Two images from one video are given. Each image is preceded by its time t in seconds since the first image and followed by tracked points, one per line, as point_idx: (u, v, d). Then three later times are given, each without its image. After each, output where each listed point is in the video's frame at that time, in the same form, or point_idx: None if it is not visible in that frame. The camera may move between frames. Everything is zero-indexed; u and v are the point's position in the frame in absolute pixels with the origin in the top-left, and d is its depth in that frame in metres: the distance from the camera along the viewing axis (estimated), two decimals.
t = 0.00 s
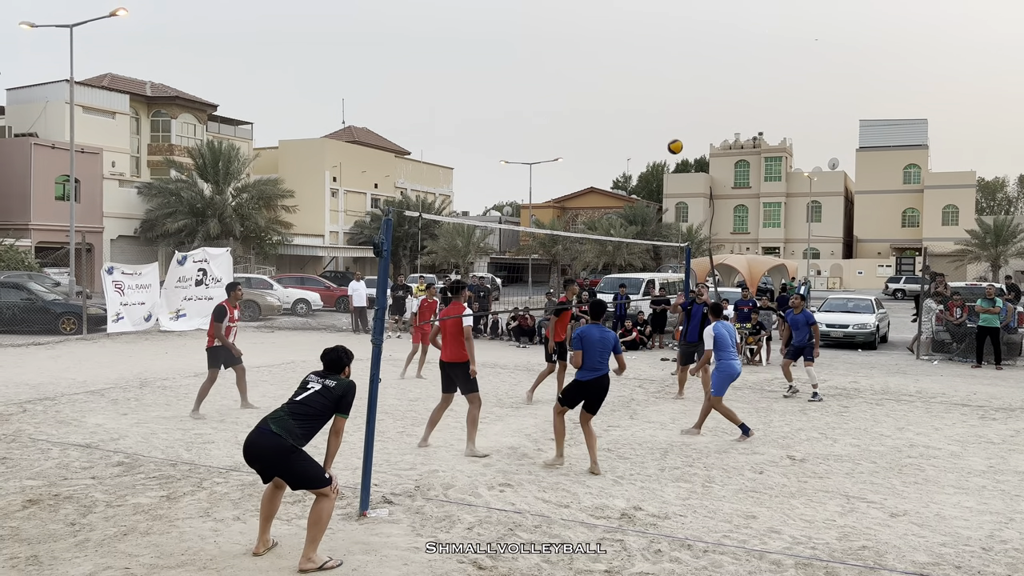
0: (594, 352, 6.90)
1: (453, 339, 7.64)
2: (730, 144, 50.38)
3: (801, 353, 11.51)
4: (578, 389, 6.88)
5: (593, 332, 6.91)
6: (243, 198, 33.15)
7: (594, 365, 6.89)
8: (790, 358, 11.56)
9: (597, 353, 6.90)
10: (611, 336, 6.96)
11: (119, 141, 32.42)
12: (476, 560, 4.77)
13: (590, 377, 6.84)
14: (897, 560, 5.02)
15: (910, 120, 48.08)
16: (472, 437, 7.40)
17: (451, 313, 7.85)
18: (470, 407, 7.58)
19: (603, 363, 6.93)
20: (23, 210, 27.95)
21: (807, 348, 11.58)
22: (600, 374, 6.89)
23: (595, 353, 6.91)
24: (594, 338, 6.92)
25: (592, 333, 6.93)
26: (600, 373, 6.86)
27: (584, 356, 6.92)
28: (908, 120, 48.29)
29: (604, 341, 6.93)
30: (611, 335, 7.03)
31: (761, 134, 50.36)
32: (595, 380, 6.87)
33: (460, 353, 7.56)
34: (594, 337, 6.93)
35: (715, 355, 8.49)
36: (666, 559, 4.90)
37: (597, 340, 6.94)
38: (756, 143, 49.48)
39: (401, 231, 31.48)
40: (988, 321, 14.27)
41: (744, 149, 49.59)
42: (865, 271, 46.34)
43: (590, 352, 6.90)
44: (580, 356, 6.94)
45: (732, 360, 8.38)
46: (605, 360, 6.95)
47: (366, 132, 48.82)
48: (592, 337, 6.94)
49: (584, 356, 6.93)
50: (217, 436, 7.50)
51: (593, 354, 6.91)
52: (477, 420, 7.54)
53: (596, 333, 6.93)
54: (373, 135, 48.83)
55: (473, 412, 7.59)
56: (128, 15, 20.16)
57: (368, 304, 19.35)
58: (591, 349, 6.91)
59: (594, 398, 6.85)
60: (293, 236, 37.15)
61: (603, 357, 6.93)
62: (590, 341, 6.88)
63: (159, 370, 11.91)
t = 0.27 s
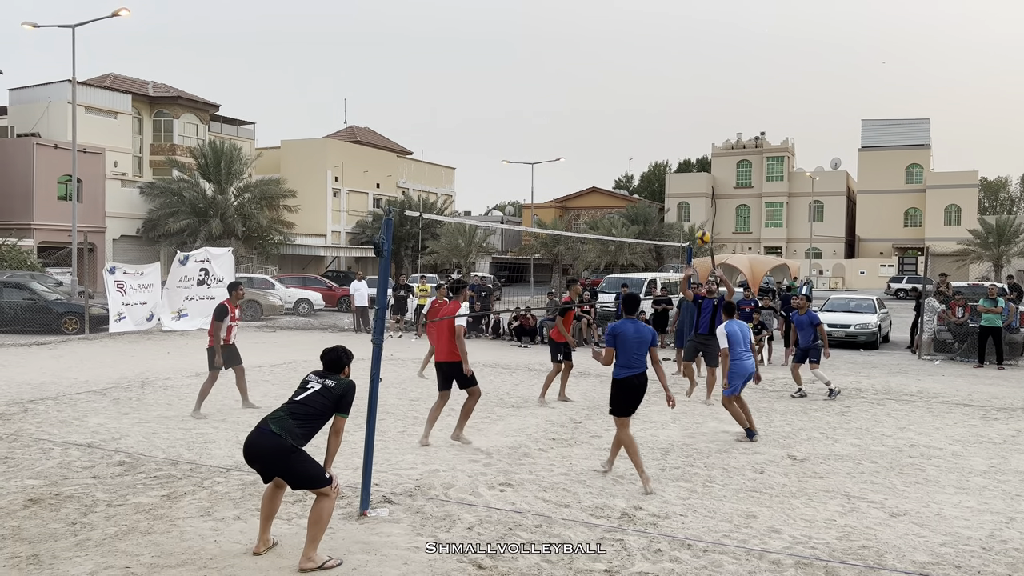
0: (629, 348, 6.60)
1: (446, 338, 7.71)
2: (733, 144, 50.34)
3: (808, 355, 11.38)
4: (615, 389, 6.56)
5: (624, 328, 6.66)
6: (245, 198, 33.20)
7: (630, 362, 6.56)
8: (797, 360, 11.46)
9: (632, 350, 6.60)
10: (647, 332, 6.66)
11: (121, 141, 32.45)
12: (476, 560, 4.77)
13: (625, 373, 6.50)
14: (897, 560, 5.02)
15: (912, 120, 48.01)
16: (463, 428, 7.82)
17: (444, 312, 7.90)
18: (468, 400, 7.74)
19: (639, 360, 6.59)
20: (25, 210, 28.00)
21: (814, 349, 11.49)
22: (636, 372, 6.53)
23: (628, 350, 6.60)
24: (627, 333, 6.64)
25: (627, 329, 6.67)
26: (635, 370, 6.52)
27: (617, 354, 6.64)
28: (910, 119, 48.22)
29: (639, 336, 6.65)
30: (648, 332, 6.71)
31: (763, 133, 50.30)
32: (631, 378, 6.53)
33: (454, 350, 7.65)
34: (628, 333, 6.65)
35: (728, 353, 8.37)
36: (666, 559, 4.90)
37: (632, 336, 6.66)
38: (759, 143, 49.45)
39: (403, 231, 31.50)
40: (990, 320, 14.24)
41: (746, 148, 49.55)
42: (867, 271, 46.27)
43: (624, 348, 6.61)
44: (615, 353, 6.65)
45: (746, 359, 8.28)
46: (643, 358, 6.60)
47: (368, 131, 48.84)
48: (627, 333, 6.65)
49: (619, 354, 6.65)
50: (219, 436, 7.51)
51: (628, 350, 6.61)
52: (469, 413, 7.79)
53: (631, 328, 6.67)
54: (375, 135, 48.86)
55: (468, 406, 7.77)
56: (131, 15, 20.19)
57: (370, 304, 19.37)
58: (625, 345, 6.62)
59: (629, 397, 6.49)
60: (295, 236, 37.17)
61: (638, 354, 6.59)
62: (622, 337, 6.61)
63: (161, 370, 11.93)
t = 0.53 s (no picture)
0: (669, 364, 6.17)
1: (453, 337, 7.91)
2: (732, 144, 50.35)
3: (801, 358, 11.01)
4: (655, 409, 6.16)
5: (660, 342, 6.25)
6: (244, 198, 33.20)
7: (672, 379, 6.15)
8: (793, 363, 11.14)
9: (674, 365, 6.16)
10: (683, 344, 6.28)
11: (120, 141, 32.44)
12: (475, 559, 4.78)
13: (667, 391, 6.12)
14: (895, 560, 5.02)
15: (912, 120, 48.01)
16: (456, 429, 7.94)
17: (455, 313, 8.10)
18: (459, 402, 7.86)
19: (680, 375, 6.18)
20: (24, 210, 28.00)
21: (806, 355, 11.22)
22: (677, 390, 6.14)
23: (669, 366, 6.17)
24: (664, 348, 6.24)
25: (664, 343, 6.24)
26: (676, 387, 6.13)
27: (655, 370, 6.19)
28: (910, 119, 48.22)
29: (676, 350, 6.25)
30: (685, 345, 6.31)
31: (763, 133, 50.29)
32: (672, 396, 6.12)
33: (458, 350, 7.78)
34: (665, 347, 6.24)
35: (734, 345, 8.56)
36: (665, 558, 4.91)
37: (670, 349, 6.25)
38: (758, 143, 49.45)
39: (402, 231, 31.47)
40: (989, 320, 14.24)
41: (746, 148, 49.56)
42: (866, 271, 46.28)
43: (664, 364, 6.16)
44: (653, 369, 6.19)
45: (751, 353, 8.53)
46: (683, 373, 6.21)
47: (367, 131, 48.84)
48: (663, 347, 6.24)
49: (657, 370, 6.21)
50: (218, 435, 7.51)
51: (668, 366, 6.17)
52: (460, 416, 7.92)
53: (668, 341, 6.24)
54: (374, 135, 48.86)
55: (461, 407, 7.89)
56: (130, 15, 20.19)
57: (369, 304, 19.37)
58: (664, 361, 6.18)
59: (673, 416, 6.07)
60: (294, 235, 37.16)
61: (680, 369, 6.17)
62: (661, 352, 6.21)
63: (160, 369, 11.94)
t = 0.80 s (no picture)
0: (714, 362, 5.92)
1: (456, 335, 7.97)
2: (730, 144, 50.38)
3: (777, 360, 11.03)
4: (699, 409, 5.89)
5: (704, 340, 6.00)
6: (242, 197, 33.18)
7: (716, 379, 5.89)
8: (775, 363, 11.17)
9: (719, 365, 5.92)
10: (726, 344, 6.07)
11: (118, 140, 32.41)
12: (471, 559, 4.79)
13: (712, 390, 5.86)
14: (891, 559, 5.04)
15: (910, 120, 48.05)
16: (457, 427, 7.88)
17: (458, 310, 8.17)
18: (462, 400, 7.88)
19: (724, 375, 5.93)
20: (22, 209, 27.96)
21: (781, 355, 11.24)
22: (723, 390, 5.88)
23: (714, 365, 5.92)
24: (708, 346, 6.00)
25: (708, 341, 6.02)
26: (722, 387, 5.87)
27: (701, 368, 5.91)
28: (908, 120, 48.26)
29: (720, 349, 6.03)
30: (726, 344, 6.10)
31: (761, 133, 50.33)
32: (718, 396, 5.86)
33: (460, 347, 7.82)
34: (709, 346, 6.00)
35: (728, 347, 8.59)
36: (661, 558, 4.92)
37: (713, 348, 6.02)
38: (756, 143, 49.49)
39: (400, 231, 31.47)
40: (987, 320, 14.25)
41: (744, 148, 49.61)
42: (864, 271, 46.33)
43: (709, 362, 5.92)
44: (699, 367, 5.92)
45: (746, 352, 8.55)
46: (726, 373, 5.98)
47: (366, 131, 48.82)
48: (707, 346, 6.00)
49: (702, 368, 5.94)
50: (215, 435, 7.51)
51: (713, 365, 5.92)
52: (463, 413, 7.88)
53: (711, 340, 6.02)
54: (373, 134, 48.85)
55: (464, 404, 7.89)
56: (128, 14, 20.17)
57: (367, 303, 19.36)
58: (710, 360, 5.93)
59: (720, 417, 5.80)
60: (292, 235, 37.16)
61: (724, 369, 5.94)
62: (706, 350, 5.96)
63: (158, 369, 11.93)
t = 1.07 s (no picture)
0: (737, 364, 5.61)
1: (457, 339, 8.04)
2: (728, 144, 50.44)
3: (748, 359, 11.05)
4: (722, 414, 5.55)
5: (727, 340, 5.69)
6: (239, 197, 33.15)
7: (739, 381, 5.58)
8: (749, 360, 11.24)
9: (741, 367, 5.62)
10: (752, 344, 5.74)
11: (114, 140, 32.37)
12: (467, 558, 4.79)
13: (732, 394, 5.55)
14: (886, 558, 5.05)
15: (907, 120, 48.12)
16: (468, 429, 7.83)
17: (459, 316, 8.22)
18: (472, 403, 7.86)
19: (747, 377, 5.62)
20: (18, 209, 27.92)
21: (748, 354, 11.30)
22: (746, 393, 5.58)
23: (737, 366, 5.61)
24: (731, 347, 5.68)
25: (731, 341, 5.70)
26: (745, 391, 5.57)
27: (721, 371, 5.63)
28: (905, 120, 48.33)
29: (744, 350, 5.71)
30: (752, 343, 5.76)
31: (758, 133, 50.39)
32: (741, 399, 5.56)
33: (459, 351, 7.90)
34: (733, 346, 5.69)
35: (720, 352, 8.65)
36: (656, 557, 4.93)
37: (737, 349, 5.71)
38: (753, 142, 49.55)
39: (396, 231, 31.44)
40: (982, 320, 14.27)
41: (741, 148, 49.67)
42: (861, 271, 46.41)
43: (732, 364, 5.61)
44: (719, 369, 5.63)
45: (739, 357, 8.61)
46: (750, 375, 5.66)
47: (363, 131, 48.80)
48: (731, 346, 5.69)
49: (723, 370, 5.64)
50: (210, 435, 7.51)
51: (735, 367, 5.62)
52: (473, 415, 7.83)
53: (735, 340, 5.70)
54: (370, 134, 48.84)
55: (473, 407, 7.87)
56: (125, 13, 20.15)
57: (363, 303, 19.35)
58: (732, 362, 5.63)
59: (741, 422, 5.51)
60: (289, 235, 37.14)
61: (747, 371, 5.62)
62: (728, 352, 5.65)
63: (154, 368, 11.93)
